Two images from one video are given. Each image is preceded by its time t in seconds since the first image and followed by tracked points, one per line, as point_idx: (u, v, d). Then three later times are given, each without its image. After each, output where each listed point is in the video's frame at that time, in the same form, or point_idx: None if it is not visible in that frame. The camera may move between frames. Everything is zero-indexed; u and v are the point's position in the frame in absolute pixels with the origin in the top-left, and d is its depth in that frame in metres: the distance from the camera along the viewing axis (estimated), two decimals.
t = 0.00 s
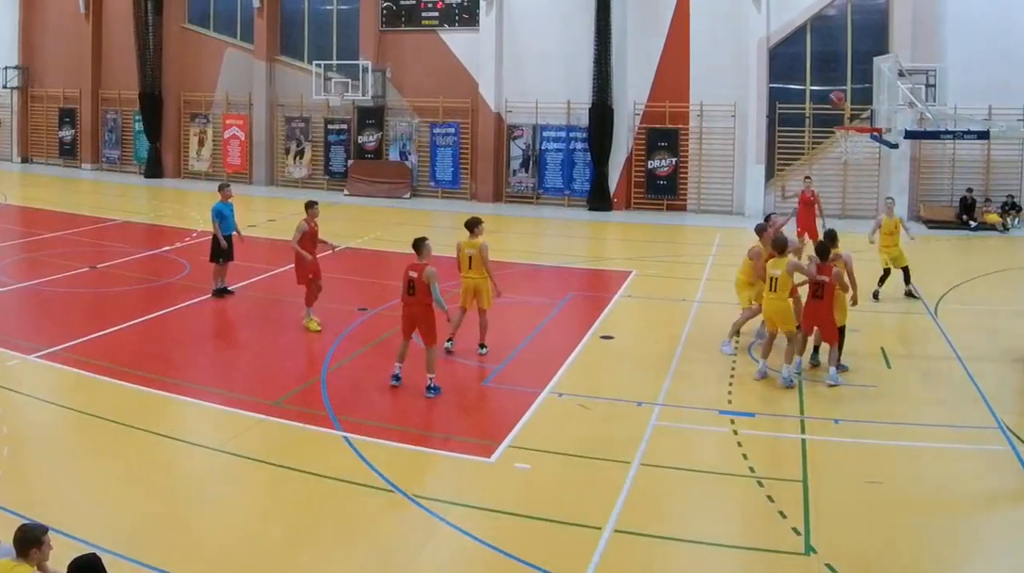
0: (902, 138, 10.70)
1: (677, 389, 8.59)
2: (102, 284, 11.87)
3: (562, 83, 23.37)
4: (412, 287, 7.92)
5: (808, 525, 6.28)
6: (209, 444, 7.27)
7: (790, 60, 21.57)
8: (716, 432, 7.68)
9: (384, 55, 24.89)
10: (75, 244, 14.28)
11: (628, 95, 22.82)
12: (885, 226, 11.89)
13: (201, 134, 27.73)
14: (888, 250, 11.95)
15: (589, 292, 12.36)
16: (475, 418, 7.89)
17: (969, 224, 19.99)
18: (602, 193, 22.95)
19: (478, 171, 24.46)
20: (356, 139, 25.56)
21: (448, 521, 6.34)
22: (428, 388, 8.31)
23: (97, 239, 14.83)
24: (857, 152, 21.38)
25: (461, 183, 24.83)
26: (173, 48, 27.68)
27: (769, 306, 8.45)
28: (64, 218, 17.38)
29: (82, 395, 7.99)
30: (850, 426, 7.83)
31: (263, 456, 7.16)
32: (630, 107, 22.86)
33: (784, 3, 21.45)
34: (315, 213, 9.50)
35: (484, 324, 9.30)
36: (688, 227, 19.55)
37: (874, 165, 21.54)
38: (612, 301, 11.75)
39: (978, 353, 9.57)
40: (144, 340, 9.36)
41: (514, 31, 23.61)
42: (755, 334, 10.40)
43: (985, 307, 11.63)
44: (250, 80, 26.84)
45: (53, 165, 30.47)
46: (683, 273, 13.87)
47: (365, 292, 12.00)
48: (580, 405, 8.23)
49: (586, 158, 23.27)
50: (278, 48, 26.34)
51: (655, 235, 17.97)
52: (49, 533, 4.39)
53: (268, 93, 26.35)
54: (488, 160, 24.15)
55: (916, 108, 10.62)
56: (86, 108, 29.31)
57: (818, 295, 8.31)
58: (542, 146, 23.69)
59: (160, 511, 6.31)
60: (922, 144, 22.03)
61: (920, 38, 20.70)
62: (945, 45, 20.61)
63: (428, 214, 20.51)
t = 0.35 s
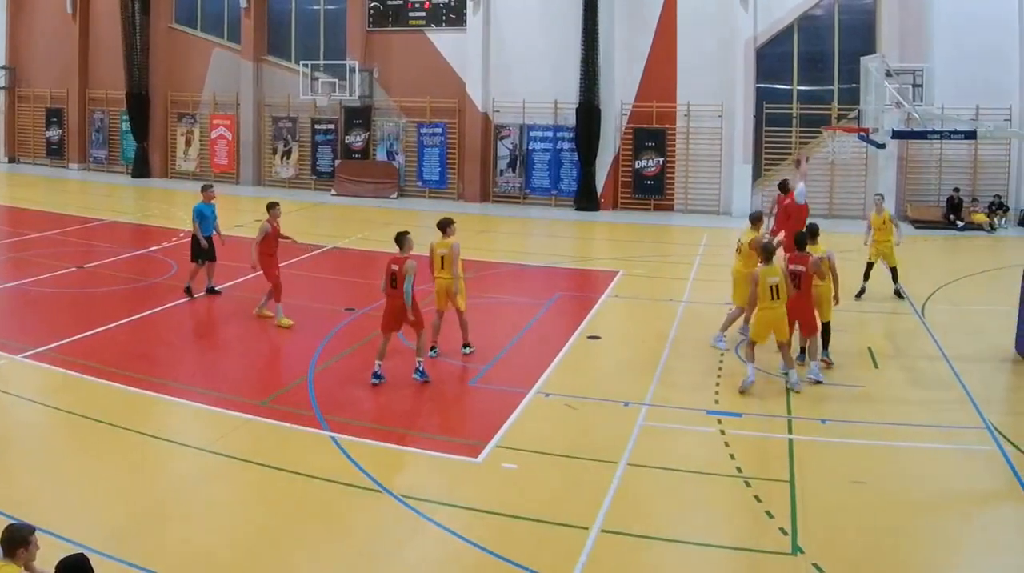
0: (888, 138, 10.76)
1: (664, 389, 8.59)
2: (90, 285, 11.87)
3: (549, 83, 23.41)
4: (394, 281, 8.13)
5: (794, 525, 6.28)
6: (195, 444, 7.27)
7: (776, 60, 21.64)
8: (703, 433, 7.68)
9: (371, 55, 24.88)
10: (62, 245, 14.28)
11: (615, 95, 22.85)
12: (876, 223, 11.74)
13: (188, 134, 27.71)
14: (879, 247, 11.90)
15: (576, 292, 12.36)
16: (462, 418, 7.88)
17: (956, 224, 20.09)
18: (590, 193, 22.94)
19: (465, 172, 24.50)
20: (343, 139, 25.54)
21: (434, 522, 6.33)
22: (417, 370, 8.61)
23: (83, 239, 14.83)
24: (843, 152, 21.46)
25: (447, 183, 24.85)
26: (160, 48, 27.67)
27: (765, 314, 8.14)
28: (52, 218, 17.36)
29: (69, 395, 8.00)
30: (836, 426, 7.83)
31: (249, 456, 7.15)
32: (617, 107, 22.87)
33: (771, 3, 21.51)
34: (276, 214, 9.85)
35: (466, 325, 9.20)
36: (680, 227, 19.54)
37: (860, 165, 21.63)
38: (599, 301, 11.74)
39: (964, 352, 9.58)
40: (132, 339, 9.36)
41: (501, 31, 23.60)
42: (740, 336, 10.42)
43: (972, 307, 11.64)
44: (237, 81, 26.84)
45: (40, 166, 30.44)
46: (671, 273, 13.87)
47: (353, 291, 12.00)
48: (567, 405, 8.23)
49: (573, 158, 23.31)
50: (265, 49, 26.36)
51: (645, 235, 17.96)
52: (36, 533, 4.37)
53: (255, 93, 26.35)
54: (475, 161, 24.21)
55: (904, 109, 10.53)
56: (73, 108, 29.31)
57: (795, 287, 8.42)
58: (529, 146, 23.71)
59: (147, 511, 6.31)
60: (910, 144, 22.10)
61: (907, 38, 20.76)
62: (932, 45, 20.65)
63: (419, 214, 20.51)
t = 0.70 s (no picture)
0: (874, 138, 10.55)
1: (649, 389, 8.59)
2: (76, 285, 11.88)
3: (535, 83, 23.44)
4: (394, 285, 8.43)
5: (780, 525, 6.29)
6: (181, 444, 7.27)
7: (763, 60, 21.80)
8: (689, 432, 7.68)
9: (357, 55, 24.92)
10: (47, 244, 14.28)
11: (600, 95, 22.90)
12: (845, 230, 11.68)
13: (174, 134, 27.68)
14: (845, 250, 11.85)
15: (562, 291, 12.36)
16: (447, 418, 7.88)
17: (941, 224, 20.26)
18: (574, 193, 22.97)
19: (451, 172, 24.52)
20: (329, 139, 25.52)
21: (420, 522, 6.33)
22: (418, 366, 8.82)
23: (68, 239, 14.81)
24: (829, 152, 21.62)
25: (433, 183, 24.88)
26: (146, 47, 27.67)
27: (728, 302, 8.03)
28: (37, 218, 17.34)
29: (54, 395, 8.00)
30: (822, 426, 7.83)
31: (235, 456, 7.15)
32: (603, 107, 22.93)
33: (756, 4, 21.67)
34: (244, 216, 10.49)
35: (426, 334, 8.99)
36: (670, 227, 19.56)
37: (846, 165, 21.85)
38: (584, 301, 11.74)
39: (950, 352, 9.59)
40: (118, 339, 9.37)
41: (487, 31, 23.63)
42: (726, 337, 10.43)
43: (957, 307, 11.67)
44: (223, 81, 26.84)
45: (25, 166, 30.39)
46: (656, 273, 13.87)
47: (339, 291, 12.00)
48: (552, 405, 8.24)
49: (559, 158, 23.36)
50: (251, 49, 26.37)
51: (634, 235, 17.96)
52: (21, 533, 4.35)
53: (240, 93, 26.35)
54: (461, 161, 24.25)
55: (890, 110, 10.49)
56: (58, 108, 29.28)
57: (784, 286, 8.38)
58: (514, 146, 23.75)
59: (133, 511, 6.31)
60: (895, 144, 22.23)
61: (893, 40, 20.95)
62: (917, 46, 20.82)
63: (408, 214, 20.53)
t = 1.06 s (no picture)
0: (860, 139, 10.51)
1: (637, 389, 8.59)
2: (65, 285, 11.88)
3: (522, 83, 23.49)
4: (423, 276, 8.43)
5: (767, 525, 6.29)
6: (168, 444, 7.27)
7: (750, 60, 21.88)
8: (675, 432, 7.69)
9: (344, 55, 24.92)
10: (34, 245, 14.27)
11: (588, 94, 22.89)
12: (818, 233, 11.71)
13: (161, 134, 27.67)
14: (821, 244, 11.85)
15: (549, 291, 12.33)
16: (434, 418, 7.87)
17: (929, 224, 20.21)
18: (562, 194, 22.97)
19: (437, 172, 24.53)
20: (316, 140, 25.51)
21: (407, 522, 6.33)
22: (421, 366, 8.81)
23: (55, 240, 14.81)
24: (816, 153, 21.71)
25: (420, 183, 24.90)
26: (132, 48, 27.67)
27: (689, 305, 8.01)
28: (25, 218, 17.32)
29: (41, 396, 7.99)
30: (808, 426, 7.83)
31: (222, 456, 7.15)
32: (589, 107, 22.92)
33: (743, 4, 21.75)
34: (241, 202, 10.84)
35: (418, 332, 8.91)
36: (661, 228, 19.56)
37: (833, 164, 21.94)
38: (571, 301, 11.74)
39: (937, 352, 9.58)
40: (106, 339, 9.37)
41: (474, 32, 23.66)
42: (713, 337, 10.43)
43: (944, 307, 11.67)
44: (210, 81, 26.84)
45: (12, 166, 30.35)
46: (643, 273, 13.87)
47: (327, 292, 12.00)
48: (539, 406, 8.23)
49: (546, 158, 23.40)
50: (238, 48, 26.38)
51: (624, 236, 17.96)
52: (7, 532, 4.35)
53: (227, 93, 26.35)
54: (448, 162, 24.25)
55: (876, 110, 10.37)
56: (45, 108, 29.27)
57: (772, 286, 8.42)
58: (501, 146, 23.78)
59: (120, 511, 6.31)
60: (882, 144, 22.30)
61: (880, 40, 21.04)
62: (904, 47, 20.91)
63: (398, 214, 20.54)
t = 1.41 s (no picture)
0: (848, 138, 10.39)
1: (624, 389, 8.59)
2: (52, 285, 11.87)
3: (509, 83, 23.53)
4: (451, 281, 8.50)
5: (754, 525, 6.29)
6: (155, 444, 7.27)
7: (736, 60, 21.92)
8: (662, 433, 7.69)
9: (331, 55, 24.93)
10: (20, 245, 14.26)
11: (574, 95, 22.94)
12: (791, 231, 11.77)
13: (148, 134, 27.66)
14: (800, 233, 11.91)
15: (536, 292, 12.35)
16: (421, 419, 7.87)
17: (915, 224, 20.27)
18: (549, 193, 23.06)
19: (424, 172, 24.53)
20: (303, 140, 25.52)
21: (394, 521, 6.33)
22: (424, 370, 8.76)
23: (41, 240, 14.80)
24: (802, 153, 21.74)
25: (407, 183, 24.91)
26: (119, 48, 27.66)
27: (669, 316, 8.15)
28: (12, 218, 17.30)
29: (29, 396, 7.99)
30: (795, 426, 7.83)
31: (209, 456, 7.15)
32: (576, 107, 23.00)
33: (730, 4, 21.78)
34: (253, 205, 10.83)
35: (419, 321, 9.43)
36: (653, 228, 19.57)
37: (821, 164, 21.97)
38: (557, 301, 11.75)
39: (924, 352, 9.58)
40: (94, 340, 9.36)
41: (461, 32, 23.69)
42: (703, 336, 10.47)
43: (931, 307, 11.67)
44: (198, 81, 26.85)
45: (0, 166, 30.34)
46: (630, 273, 13.88)
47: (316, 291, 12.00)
48: (526, 406, 8.24)
49: (533, 158, 23.46)
50: (225, 48, 26.39)
51: (614, 236, 17.96)
52: None
53: (214, 93, 26.36)
54: (435, 161, 24.24)
55: (863, 110, 10.32)
56: (32, 108, 29.26)
57: (753, 289, 8.39)
58: (489, 146, 23.83)
59: (106, 511, 6.31)
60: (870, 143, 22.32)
61: (868, 41, 21.08)
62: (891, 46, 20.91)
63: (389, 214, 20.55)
